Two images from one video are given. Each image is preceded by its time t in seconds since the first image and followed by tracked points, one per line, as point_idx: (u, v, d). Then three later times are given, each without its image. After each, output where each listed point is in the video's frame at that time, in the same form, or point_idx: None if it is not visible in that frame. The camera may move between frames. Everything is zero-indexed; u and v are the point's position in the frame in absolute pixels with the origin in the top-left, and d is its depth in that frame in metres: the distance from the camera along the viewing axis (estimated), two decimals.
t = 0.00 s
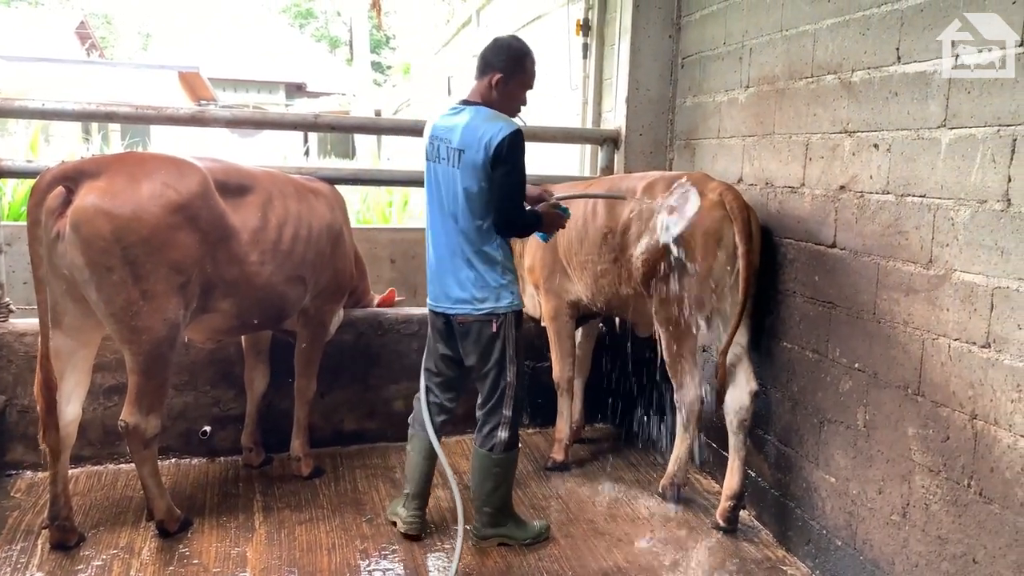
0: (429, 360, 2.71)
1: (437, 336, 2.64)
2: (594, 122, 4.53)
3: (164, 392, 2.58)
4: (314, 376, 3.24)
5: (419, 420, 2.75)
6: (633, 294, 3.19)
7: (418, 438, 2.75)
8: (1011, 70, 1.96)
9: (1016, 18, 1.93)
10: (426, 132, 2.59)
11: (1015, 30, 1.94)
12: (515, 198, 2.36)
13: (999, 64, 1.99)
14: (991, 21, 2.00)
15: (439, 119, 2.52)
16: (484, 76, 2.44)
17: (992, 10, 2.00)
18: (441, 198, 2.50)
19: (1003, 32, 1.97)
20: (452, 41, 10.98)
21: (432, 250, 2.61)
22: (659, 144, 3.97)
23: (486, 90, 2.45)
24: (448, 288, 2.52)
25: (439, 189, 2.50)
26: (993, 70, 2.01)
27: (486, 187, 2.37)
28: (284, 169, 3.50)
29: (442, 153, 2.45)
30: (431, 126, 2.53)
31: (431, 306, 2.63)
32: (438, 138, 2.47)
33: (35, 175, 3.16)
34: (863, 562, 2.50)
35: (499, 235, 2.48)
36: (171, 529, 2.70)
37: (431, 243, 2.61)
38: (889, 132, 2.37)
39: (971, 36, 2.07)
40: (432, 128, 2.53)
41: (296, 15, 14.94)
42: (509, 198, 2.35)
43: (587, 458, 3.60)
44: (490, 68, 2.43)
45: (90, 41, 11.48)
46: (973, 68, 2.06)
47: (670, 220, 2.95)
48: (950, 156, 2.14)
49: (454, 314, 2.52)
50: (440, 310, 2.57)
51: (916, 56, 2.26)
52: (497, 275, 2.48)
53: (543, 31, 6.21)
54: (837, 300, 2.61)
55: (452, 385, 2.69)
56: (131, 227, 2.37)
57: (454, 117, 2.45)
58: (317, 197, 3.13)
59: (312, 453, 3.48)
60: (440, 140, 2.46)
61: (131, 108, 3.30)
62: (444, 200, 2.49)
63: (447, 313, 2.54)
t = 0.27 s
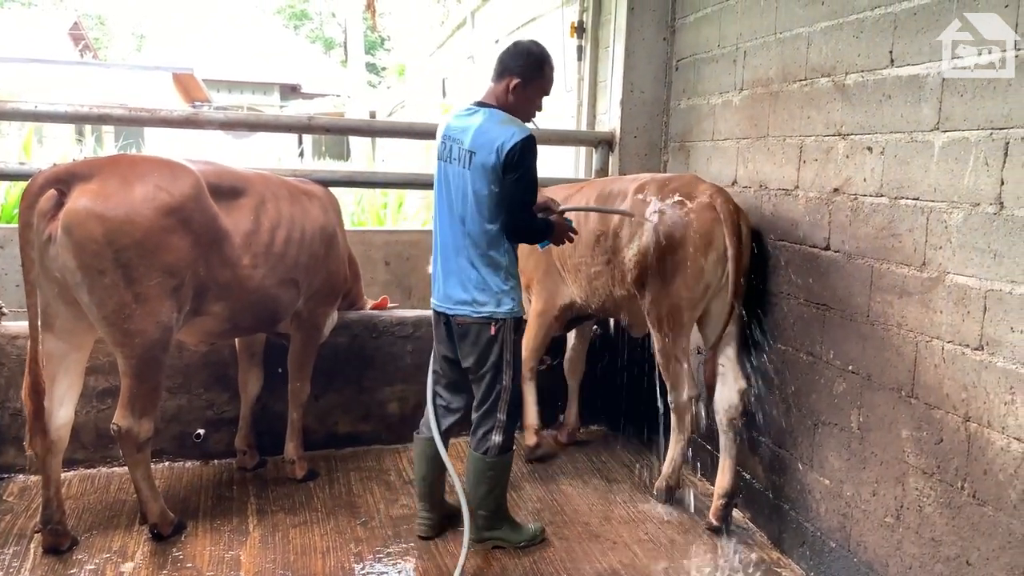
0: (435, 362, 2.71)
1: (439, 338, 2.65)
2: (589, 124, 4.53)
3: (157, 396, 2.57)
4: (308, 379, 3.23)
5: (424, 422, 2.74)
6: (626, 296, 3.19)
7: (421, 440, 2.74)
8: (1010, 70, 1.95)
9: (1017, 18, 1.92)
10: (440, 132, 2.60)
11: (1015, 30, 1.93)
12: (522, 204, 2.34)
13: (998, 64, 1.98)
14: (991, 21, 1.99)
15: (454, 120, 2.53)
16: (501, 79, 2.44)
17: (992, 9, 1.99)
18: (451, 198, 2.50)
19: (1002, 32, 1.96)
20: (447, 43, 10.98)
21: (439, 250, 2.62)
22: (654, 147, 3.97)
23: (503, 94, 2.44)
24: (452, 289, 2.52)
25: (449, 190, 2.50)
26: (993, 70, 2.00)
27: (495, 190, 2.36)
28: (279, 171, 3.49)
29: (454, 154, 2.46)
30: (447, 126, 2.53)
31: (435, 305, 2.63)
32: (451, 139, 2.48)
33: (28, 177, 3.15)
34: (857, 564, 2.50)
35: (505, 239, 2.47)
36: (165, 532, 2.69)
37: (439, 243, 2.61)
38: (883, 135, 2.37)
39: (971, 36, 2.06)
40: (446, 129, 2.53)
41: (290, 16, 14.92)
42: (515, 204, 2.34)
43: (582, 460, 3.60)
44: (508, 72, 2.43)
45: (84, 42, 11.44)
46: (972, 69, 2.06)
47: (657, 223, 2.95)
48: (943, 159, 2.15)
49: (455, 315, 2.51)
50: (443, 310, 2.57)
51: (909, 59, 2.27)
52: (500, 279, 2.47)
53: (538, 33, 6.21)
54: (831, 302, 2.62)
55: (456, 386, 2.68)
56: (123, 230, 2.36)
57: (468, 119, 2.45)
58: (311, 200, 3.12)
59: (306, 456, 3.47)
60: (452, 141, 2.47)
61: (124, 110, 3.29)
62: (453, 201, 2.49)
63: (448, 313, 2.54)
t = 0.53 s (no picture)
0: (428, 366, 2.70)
1: (431, 341, 2.64)
2: (584, 126, 4.53)
3: (150, 400, 2.55)
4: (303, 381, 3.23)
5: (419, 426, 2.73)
6: (619, 296, 3.19)
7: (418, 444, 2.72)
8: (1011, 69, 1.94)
9: (1016, 18, 1.91)
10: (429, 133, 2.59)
11: (1015, 30, 1.91)
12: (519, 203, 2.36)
13: (999, 64, 1.97)
14: (991, 21, 1.98)
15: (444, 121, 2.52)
16: (495, 82, 2.43)
17: (991, 9, 1.98)
18: (443, 200, 2.49)
19: (1002, 32, 1.95)
20: (442, 44, 10.98)
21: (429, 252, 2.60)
22: (649, 149, 3.97)
23: (497, 96, 2.44)
24: (445, 291, 2.50)
25: (441, 191, 2.49)
26: (993, 71, 1.98)
27: (492, 191, 2.37)
28: (273, 173, 3.48)
29: (447, 155, 2.44)
30: (439, 127, 2.51)
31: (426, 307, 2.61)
32: (443, 140, 2.47)
33: (21, 179, 3.14)
34: (853, 567, 2.50)
35: (499, 240, 2.47)
36: (159, 536, 2.68)
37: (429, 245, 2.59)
38: (877, 138, 2.38)
39: (971, 36, 2.05)
40: (436, 130, 2.52)
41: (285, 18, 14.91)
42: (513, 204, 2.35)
43: (578, 462, 3.60)
44: (502, 74, 2.42)
45: (78, 43, 11.41)
46: (972, 69, 2.04)
47: (653, 225, 2.96)
48: (937, 161, 2.15)
49: (448, 317, 2.50)
50: (435, 313, 2.55)
51: (904, 61, 2.27)
52: (494, 280, 2.47)
53: (533, 35, 6.21)
54: (825, 304, 2.63)
55: (450, 389, 2.66)
56: (116, 233, 2.35)
57: (460, 120, 2.45)
58: (305, 202, 3.12)
59: (301, 459, 3.46)
60: (445, 142, 2.46)
61: (117, 112, 3.28)
62: (446, 203, 2.48)
63: (441, 315, 2.52)
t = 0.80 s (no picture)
0: (417, 372, 2.67)
1: (421, 345, 2.61)
2: (578, 130, 4.52)
3: (141, 406, 2.53)
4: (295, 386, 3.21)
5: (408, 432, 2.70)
6: (613, 298, 3.17)
7: (408, 450, 2.69)
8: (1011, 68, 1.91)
9: (1015, 19, 1.89)
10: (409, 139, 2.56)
11: (1016, 30, 1.89)
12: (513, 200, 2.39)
13: (999, 63, 1.94)
14: (992, 21, 1.96)
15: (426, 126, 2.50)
16: (482, 84, 2.43)
17: (992, 9, 1.95)
18: (431, 205, 2.46)
19: (1003, 31, 1.93)
20: (438, 48, 10.98)
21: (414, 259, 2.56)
22: (643, 152, 3.96)
23: (485, 98, 2.43)
24: (436, 296, 2.47)
25: (428, 196, 2.47)
26: (994, 70, 1.95)
27: (485, 191, 2.38)
28: (265, 177, 3.46)
29: (433, 159, 2.43)
30: (421, 132, 2.50)
31: (413, 315, 2.57)
32: (428, 144, 2.45)
33: (11, 183, 3.11)
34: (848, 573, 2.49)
35: (489, 242, 2.46)
36: (150, 543, 2.66)
37: (415, 252, 2.56)
38: (872, 141, 2.37)
39: (971, 36, 2.02)
40: (419, 135, 2.50)
41: (281, 21, 14.89)
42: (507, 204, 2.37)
43: (572, 467, 3.58)
44: (490, 76, 2.42)
45: (73, 46, 11.38)
46: (973, 69, 2.01)
47: (650, 230, 2.94)
48: (932, 165, 2.14)
49: (439, 323, 2.47)
50: (425, 320, 2.51)
51: (898, 65, 2.26)
52: (486, 282, 2.46)
53: (528, 38, 6.20)
54: (820, 309, 2.62)
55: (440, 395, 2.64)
56: (107, 238, 2.33)
57: (445, 123, 2.44)
58: (297, 206, 3.10)
59: (294, 465, 3.44)
60: (430, 147, 2.44)
61: (108, 116, 3.26)
62: (433, 207, 2.46)
63: (433, 321, 2.49)
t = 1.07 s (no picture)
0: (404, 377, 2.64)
1: (406, 349, 2.59)
2: (572, 132, 4.50)
3: (126, 413, 2.50)
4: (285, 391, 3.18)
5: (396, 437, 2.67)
6: (605, 301, 3.15)
7: (396, 455, 2.67)
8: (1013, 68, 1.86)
9: (1016, 17, 1.84)
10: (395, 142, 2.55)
11: (1017, 30, 1.84)
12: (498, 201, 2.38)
13: (1000, 64, 1.89)
14: (992, 20, 1.91)
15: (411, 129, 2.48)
16: (463, 88, 2.41)
17: (992, 8, 1.91)
18: (415, 208, 2.45)
19: (1004, 31, 1.88)
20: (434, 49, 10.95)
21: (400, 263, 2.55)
22: (636, 155, 3.94)
23: (468, 100, 2.42)
24: (420, 300, 2.45)
25: (412, 199, 2.45)
26: (995, 71, 1.91)
27: (468, 193, 2.36)
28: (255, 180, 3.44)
29: (417, 162, 2.41)
30: (404, 135, 2.48)
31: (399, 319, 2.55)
32: (412, 147, 2.43)
33: None
34: None
35: (474, 246, 2.44)
36: (136, 551, 2.63)
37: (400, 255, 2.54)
38: (864, 144, 2.34)
39: (971, 36, 1.98)
40: (403, 138, 2.49)
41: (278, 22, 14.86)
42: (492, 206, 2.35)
43: (565, 472, 3.55)
44: (470, 78, 2.40)
45: (70, 47, 11.34)
46: (973, 69, 1.97)
47: (646, 232, 2.91)
48: (924, 168, 2.12)
49: (423, 327, 2.45)
50: (409, 324, 2.49)
51: (890, 67, 2.24)
52: (471, 285, 2.44)
53: (522, 39, 6.17)
54: (813, 313, 2.59)
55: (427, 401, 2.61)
56: (89, 243, 2.30)
57: (429, 126, 2.42)
58: (285, 209, 3.07)
59: (284, 470, 3.41)
60: (414, 149, 2.42)
61: (95, 119, 3.23)
62: (418, 211, 2.44)
63: (417, 326, 2.47)
